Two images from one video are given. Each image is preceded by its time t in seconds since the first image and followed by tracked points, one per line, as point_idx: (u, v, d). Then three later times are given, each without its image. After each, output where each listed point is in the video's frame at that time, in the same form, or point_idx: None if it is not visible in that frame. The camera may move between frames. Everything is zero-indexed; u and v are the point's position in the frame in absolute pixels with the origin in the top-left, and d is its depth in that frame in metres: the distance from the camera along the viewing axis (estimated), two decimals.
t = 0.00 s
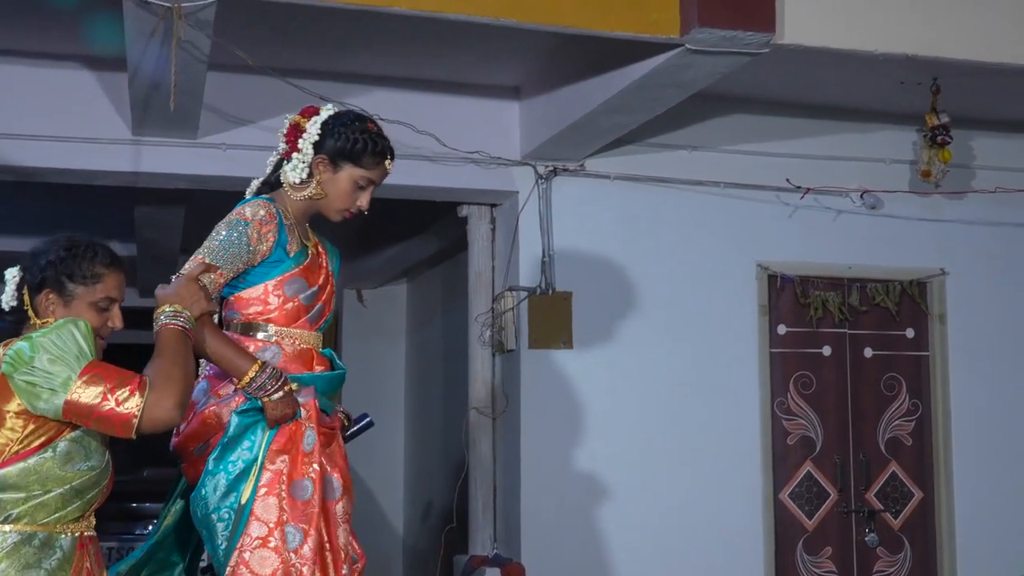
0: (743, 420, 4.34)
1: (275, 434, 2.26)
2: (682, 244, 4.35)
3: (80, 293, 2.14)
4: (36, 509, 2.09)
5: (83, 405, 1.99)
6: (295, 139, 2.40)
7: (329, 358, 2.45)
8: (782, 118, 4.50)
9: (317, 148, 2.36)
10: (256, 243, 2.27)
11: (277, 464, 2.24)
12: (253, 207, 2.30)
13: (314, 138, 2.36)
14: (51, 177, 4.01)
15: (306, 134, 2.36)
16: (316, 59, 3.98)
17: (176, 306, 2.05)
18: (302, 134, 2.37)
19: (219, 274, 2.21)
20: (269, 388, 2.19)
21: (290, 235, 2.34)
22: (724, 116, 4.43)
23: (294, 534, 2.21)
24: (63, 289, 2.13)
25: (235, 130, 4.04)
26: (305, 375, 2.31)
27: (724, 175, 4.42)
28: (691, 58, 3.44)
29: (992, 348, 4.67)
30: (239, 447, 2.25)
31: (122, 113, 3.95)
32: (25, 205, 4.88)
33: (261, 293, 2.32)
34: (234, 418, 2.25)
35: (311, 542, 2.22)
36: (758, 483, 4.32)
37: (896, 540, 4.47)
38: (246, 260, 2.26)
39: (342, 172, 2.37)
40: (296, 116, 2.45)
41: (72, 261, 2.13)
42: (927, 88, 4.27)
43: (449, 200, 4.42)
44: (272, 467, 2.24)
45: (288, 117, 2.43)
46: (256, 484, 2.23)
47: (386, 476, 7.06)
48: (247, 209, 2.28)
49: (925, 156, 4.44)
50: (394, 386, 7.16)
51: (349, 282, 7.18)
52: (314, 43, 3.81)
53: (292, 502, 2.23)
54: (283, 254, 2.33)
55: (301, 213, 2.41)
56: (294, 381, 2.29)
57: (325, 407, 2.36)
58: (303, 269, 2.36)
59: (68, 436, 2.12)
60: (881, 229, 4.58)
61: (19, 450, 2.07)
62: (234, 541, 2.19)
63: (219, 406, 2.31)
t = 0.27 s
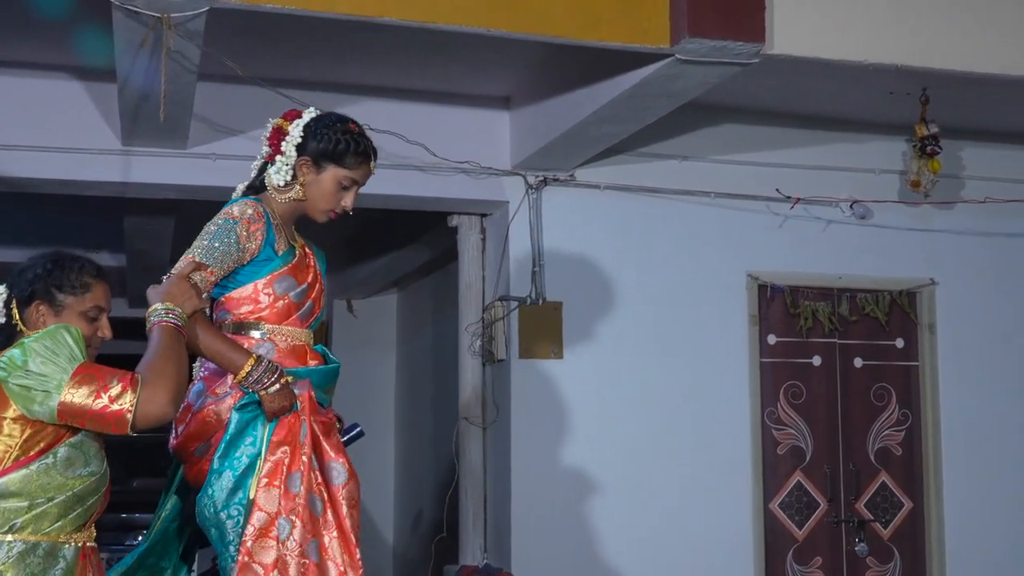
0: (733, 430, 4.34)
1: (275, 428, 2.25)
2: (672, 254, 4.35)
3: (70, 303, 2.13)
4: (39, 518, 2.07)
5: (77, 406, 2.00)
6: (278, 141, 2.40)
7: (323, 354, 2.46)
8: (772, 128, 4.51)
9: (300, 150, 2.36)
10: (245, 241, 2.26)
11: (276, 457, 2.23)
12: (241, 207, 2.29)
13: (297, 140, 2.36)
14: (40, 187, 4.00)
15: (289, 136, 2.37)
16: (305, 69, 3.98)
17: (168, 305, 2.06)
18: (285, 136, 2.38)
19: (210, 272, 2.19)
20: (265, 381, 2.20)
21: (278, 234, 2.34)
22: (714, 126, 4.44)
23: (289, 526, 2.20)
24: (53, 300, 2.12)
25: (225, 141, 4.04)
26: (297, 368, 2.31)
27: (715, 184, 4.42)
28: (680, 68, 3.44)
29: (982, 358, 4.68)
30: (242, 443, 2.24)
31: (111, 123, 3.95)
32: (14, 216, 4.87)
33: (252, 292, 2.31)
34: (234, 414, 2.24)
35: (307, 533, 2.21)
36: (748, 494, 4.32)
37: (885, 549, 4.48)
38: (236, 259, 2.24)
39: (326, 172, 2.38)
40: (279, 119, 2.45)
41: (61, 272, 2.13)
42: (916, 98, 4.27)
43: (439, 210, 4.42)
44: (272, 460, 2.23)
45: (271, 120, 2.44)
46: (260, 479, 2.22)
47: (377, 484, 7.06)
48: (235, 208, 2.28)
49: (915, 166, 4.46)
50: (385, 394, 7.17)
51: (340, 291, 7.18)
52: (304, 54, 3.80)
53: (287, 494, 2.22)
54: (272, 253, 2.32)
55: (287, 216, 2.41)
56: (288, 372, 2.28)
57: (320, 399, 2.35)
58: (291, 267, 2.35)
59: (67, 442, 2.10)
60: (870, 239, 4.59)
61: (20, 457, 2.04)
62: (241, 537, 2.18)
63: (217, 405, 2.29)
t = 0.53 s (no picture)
0: (726, 435, 4.34)
1: (277, 417, 2.28)
2: (665, 260, 4.36)
3: (67, 310, 2.12)
4: (41, 523, 2.04)
5: (80, 407, 1.95)
6: (268, 142, 2.40)
7: (317, 349, 2.48)
8: (765, 134, 4.52)
9: (291, 150, 2.36)
10: (240, 238, 2.26)
11: (279, 446, 2.27)
12: (235, 205, 2.30)
13: (286, 141, 2.36)
14: (31, 193, 3.99)
15: (279, 137, 2.37)
16: (298, 75, 3.97)
17: (166, 301, 2.03)
18: (275, 137, 2.37)
19: (205, 269, 2.19)
20: (265, 374, 2.20)
21: (271, 232, 2.35)
22: (707, 132, 4.44)
23: (292, 512, 2.24)
24: (51, 306, 2.11)
25: (217, 146, 4.03)
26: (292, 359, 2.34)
27: (708, 191, 4.43)
28: (674, 75, 3.44)
29: (975, 363, 4.69)
30: (243, 433, 2.26)
31: (104, 128, 3.94)
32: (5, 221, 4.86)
33: (247, 289, 2.31)
34: (235, 405, 2.26)
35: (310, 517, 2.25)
36: (741, 500, 4.32)
37: (878, 555, 4.48)
38: (231, 257, 2.25)
39: (316, 172, 2.37)
40: (268, 121, 2.44)
41: (58, 279, 2.12)
42: (909, 105, 4.27)
43: (433, 216, 4.41)
44: (275, 449, 2.26)
45: (261, 122, 2.43)
46: (263, 469, 2.25)
47: (370, 488, 7.05)
48: (229, 207, 2.28)
49: (908, 172, 4.46)
50: (379, 398, 7.17)
51: (333, 297, 7.18)
52: (297, 60, 3.80)
53: (290, 481, 2.26)
54: (267, 251, 2.33)
55: (279, 216, 2.41)
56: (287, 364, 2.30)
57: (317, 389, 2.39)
58: (286, 264, 2.35)
59: (69, 446, 2.07)
60: (863, 245, 4.60)
61: (22, 462, 2.01)
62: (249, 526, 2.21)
63: (216, 398, 2.29)
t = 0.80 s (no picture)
0: (720, 438, 4.34)
1: (269, 411, 2.26)
2: (659, 264, 4.36)
3: (70, 314, 2.10)
4: (41, 526, 2.00)
5: (82, 407, 1.95)
6: (261, 143, 2.40)
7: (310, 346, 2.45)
8: (759, 137, 4.52)
9: (284, 150, 2.36)
10: (234, 236, 2.26)
11: (273, 437, 2.25)
12: (229, 204, 2.30)
13: (279, 142, 2.36)
14: (25, 195, 3.99)
15: (272, 138, 2.36)
16: (293, 77, 3.97)
17: (164, 293, 2.03)
18: (268, 138, 2.37)
19: (201, 263, 2.17)
20: (263, 367, 2.20)
21: (265, 231, 2.35)
22: (701, 135, 4.45)
23: (288, 502, 2.22)
24: (54, 310, 2.09)
25: (211, 148, 4.03)
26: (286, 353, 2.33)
27: (702, 194, 4.43)
28: (669, 77, 3.44)
29: (968, 367, 4.69)
30: (236, 425, 2.24)
31: (98, 130, 3.93)
32: None
33: (239, 287, 2.31)
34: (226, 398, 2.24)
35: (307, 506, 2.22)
36: (735, 504, 4.32)
37: (871, 558, 4.49)
38: (225, 254, 2.24)
39: (309, 172, 2.37)
40: (261, 122, 2.45)
41: (62, 283, 2.10)
42: (903, 108, 4.28)
43: (427, 218, 4.42)
44: (269, 441, 2.24)
45: (254, 123, 2.44)
46: (257, 461, 2.23)
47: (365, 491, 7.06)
48: (223, 205, 2.29)
49: (902, 176, 4.47)
50: (372, 401, 7.17)
51: (327, 299, 7.18)
52: (291, 61, 3.80)
53: (285, 471, 2.23)
54: (260, 249, 2.33)
55: (273, 216, 2.40)
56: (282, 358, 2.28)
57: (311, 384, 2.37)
58: (279, 262, 2.36)
59: (70, 449, 2.04)
60: (857, 248, 4.60)
61: (24, 463, 1.98)
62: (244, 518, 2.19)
63: (209, 390, 2.30)
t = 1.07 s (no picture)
0: (715, 440, 4.34)
1: (264, 415, 2.25)
2: (654, 266, 4.36)
3: (76, 316, 2.07)
4: (39, 529, 1.98)
5: (80, 409, 1.92)
6: (257, 145, 2.41)
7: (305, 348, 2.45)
8: (754, 140, 4.53)
9: (280, 151, 2.37)
10: (230, 236, 2.25)
11: (265, 442, 2.24)
12: (226, 204, 2.29)
13: (276, 143, 2.37)
14: (19, 196, 3.98)
15: (269, 138, 2.37)
16: (288, 79, 3.97)
17: (165, 289, 2.02)
18: (264, 139, 2.38)
19: (200, 262, 2.16)
20: (262, 369, 2.19)
21: (259, 232, 2.34)
22: (696, 137, 4.45)
23: (290, 508, 2.21)
24: (60, 311, 2.06)
25: (206, 150, 4.03)
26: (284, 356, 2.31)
27: (697, 196, 4.44)
28: (664, 80, 3.45)
29: (962, 369, 4.70)
30: (227, 431, 2.23)
31: (93, 132, 3.93)
32: None
33: (234, 287, 2.30)
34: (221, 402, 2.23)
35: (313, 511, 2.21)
36: (729, 506, 4.32)
37: (865, 560, 4.50)
38: (221, 254, 2.23)
39: (306, 172, 2.37)
40: (258, 125, 2.45)
41: (69, 285, 2.08)
42: (897, 111, 4.28)
43: (422, 220, 4.42)
44: (263, 445, 2.24)
45: (250, 126, 2.44)
46: (248, 466, 2.22)
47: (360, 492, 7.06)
48: (220, 206, 2.28)
49: (896, 179, 4.48)
50: (367, 402, 7.18)
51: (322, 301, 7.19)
52: (287, 63, 3.79)
53: (281, 476, 2.23)
54: (255, 250, 2.32)
55: (269, 218, 2.40)
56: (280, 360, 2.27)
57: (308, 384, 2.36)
58: (274, 263, 2.34)
59: (69, 451, 2.02)
60: (851, 251, 4.61)
61: (23, 465, 1.96)
62: (233, 522, 2.18)
63: (204, 392, 2.27)
